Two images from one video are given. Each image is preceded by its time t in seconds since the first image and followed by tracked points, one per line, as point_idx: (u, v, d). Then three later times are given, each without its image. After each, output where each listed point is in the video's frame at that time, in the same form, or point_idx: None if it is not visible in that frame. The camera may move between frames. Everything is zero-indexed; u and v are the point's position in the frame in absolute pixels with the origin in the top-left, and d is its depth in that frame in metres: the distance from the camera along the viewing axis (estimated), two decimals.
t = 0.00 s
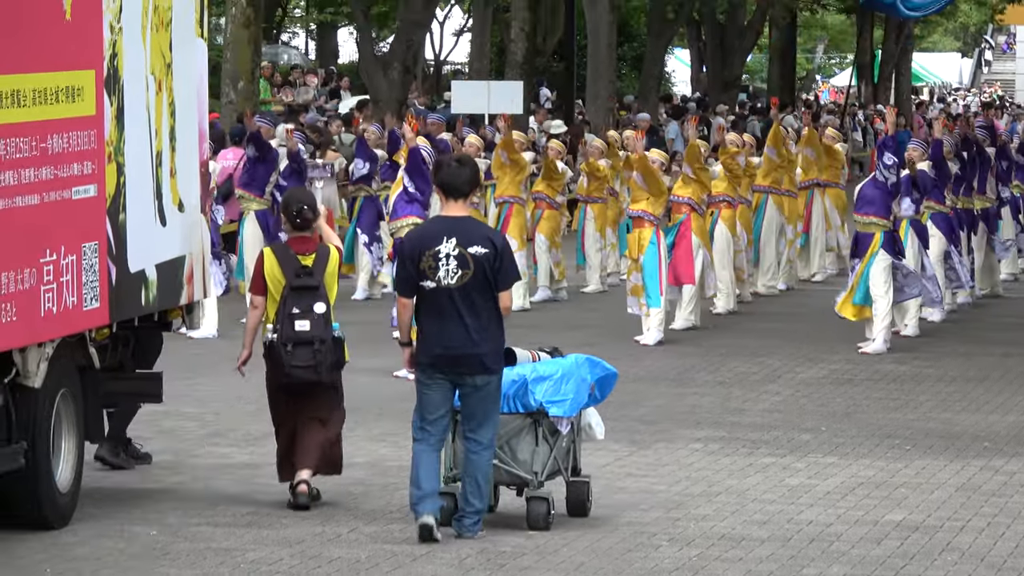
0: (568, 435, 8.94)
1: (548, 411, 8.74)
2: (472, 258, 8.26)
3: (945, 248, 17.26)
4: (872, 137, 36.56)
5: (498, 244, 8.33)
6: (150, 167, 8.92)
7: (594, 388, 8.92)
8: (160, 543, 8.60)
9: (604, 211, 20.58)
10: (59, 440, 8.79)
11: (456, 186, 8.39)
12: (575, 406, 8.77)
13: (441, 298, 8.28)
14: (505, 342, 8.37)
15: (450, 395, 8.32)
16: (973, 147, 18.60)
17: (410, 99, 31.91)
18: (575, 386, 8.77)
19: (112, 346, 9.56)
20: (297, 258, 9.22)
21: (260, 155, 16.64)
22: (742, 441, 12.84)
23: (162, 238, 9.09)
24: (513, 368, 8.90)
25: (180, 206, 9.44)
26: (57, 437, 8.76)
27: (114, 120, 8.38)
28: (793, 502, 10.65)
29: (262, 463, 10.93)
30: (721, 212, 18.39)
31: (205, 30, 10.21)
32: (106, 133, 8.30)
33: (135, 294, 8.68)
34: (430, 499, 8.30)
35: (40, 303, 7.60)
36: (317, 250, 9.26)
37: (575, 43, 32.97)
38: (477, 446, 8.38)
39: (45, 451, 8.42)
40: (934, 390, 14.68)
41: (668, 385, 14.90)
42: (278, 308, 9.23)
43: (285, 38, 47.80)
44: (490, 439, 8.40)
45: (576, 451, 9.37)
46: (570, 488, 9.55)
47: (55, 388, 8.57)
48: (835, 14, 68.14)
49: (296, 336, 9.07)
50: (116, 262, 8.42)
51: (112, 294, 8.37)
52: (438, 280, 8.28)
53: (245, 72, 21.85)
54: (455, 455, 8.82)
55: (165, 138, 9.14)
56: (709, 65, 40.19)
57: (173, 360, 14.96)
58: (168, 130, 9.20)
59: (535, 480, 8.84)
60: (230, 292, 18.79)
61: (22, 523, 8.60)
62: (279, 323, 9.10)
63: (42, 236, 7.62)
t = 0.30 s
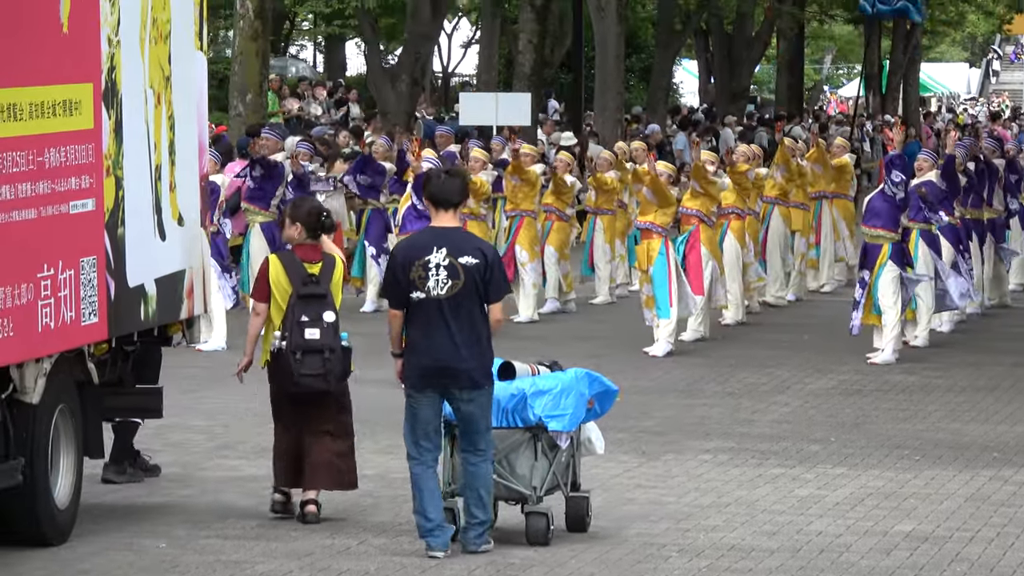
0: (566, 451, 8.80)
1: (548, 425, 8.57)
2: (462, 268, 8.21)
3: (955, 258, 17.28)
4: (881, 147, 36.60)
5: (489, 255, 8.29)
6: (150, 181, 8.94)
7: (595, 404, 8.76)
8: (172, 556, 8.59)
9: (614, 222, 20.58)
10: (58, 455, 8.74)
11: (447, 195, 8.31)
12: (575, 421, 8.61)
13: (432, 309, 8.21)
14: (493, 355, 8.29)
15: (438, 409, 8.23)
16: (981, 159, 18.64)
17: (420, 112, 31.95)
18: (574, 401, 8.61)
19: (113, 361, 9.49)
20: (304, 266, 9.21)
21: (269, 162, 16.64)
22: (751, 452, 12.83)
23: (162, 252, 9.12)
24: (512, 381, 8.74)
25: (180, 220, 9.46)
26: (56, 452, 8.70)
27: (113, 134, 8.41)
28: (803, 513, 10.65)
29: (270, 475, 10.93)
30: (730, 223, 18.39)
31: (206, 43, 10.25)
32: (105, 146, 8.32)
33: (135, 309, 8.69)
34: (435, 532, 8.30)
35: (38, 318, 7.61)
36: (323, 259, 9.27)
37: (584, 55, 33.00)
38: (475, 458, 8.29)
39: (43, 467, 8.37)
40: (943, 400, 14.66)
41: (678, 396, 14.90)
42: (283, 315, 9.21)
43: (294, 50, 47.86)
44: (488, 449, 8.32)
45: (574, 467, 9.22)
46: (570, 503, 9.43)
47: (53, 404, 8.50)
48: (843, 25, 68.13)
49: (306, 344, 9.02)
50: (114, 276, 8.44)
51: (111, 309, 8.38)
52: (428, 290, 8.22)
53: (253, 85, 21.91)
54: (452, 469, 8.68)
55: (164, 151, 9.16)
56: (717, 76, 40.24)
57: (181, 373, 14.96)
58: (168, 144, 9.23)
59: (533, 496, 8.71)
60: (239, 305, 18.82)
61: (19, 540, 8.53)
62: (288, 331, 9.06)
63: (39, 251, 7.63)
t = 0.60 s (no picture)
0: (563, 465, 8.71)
1: (544, 438, 8.46)
2: (462, 283, 8.00)
3: (963, 269, 17.35)
4: (889, 157, 36.57)
5: (488, 269, 8.09)
6: (149, 193, 8.96)
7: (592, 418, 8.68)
8: (179, 567, 8.59)
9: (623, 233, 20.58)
10: (56, 469, 8.66)
11: (444, 209, 8.07)
12: (573, 433, 8.51)
13: (432, 326, 8.02)
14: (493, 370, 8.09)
15: (437, 424, 8.04)
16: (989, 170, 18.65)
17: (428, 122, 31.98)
18: (572, 413, 8.53)
19: (110, 374, 9.39)
20: (299, 280, 9.01)
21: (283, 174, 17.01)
22: (760, 463, 12.83)
23: (161, 265, 9.13)
24: (509, 395, 8.65)
25: (180, 232, 9.47)
26: (54, 467, 8.61)
27: (111, 145, 8.41)
28: (811, 523, 10.64)
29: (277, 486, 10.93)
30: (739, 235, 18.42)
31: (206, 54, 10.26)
32: (103, 158, 8.33)
33: (133, 322, 8.69)
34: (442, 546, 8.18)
35: (34, 331, 7.61)
36: (319, 272, 9.08)
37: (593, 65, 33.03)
38: (460, 473, 7.99)
39: (41, 481, 8.28)
40: (951, 411, 14.64)
41: (686, 407, 14.89)
42: (282, 330, 9.05)
43: (302, 61, 47.91)
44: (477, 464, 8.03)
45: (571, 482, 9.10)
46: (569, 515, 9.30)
47: (50, 417, 8.42)
48: (851, 35, 68.13)
49: (310, 361, 8.81)
50: (113, 289, 8.45)
51: (109, 321, 8.38)
52: (428, 307, 8.02)
53: (261, 95, 21.94)
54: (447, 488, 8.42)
55: (163, 162, 9.18)
56: (725, 86, 40.27)
57: (189, 384, 14.98)
58: (167, 156, 9.25)
59: (531, 510, 8.56)
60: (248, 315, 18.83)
61: (15, 555, 8.44)
62: (290, 348, 8.84)
63: (36, 264, 7.62)
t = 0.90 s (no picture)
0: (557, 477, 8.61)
1: (541, 451, 8.35)
2: (466, 288, 7.67)
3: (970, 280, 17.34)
4: (894, 168, 36.56)
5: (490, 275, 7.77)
6: (147, 200, 8.91)
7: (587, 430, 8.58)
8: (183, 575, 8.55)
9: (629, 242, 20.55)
10: (53, 477, 8.50)
11: (449, 213, 7.78)
12: (569, 447, 8.41)
13: (434, 332, 7.67)
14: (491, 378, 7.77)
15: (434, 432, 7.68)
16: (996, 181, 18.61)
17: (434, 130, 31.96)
18: (568, 427, 8.42)
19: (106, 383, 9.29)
20: (283, 286, 8.92)
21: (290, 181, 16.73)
22: (765, 473, 12.80)
23: (159, 272, 9.08)
24: (504, 407, 8.54)
25: (177, 240, 9.44)
26: (49, 476, 8.44)
27: (108, 151, 8.37)
28: (816, 534, 10.61)
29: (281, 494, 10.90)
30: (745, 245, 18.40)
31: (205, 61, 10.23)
32: (100, 164, 8.29)
33: (130, 329, 8.64)
34: (428, 555, 7.75)
35: (30, 339, 7.53)
36: (303, 279, 8.98)
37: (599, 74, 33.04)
38: (458, 489, 7.65)
39: (36, 490, 8.12)
40: (956, 422, 14.61)
41: (691, 417, 14.86)
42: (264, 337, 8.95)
43: (308, 68, 47.90)
44: (472, 481, 7.69)
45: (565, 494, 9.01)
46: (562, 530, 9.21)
47: (47, 426, 8.26)
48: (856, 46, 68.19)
49: (288, 366, 8.75)
50: (109, 296, 8.40)
51: (106, 328, 8.34)
52: (430, 311, 7.67)
53: (267, 103, 21.93)
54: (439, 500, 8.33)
55: (161, 169, 9.14)
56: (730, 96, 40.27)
57: (193, 391, 14.94)
58: (165, 162, 9.21)
59: (527, 524, 8.47)
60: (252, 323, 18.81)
61: (10, 565, 8.26)
62: (269, 353, 8.79)
63: (32, 271, 7.56)
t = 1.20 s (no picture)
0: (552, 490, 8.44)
1: (534, 466, 8.17)
2: (459, 302, 7.61)
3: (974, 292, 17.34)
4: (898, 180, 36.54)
5: (484, 288, 7.72)
6: (145, 211, 8.90)
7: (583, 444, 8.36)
8: None
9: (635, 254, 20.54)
10: (47, 490, 8.44)
11: (442, 228, 7.73)
12: (563, 462, 8.22)
13: (429, 347, 7.60)
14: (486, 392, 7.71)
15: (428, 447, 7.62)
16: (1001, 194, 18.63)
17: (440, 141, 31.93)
18: (562, 441, 8.22)
19: (104, 396, 9.30)
20: (278, 304, 8.72)
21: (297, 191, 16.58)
22: (770, 485, 12.79)
23: (157, 284, 9.06)
24: (497, 421, 8.34)
25: (176, 252, 9.42)
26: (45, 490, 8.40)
27: (106, 162, 8.36)
28: (822, 545, 10.61)
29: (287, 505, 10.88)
30: (749, 257, 18.39)
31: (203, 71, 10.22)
32: (97, 175, 8.27)
33: (127, 341, 8.61)
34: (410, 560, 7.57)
35: (27, 351, 7.50)
36: (299, 295, 8.77)
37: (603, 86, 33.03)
38: (456, 502, 7.66)
39: (32, 503, 8.05)
40: (961, 434, 14.60)
41: (696, 428, 14.83)
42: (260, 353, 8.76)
43: (313, 79, 47.90)
44: (471, 494, 7.68)
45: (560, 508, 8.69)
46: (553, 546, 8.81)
47: (43, 437, 8.22)
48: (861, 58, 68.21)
49: (281, 387, 8.56)
50: (107, 307, 8.38)
51: (102, 340, 8.31)
52: (424, 326, 7.60)
53: (272, 113, 21.92)
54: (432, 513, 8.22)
55: (160, 180, 9.14)
56: (735, 107, 40.31)
57: (198, 401, 14.93)
58: (163, 174, 9.20)
59: (520, 539, 8.32)
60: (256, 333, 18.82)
61: None
62: (262, 374, 8.59)
63: (29, 282, 7.53)
